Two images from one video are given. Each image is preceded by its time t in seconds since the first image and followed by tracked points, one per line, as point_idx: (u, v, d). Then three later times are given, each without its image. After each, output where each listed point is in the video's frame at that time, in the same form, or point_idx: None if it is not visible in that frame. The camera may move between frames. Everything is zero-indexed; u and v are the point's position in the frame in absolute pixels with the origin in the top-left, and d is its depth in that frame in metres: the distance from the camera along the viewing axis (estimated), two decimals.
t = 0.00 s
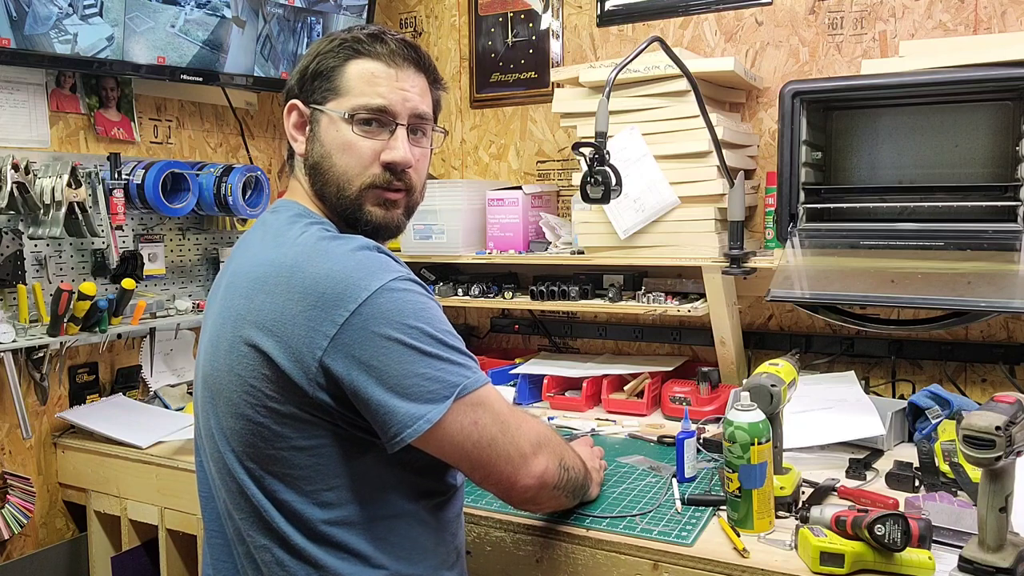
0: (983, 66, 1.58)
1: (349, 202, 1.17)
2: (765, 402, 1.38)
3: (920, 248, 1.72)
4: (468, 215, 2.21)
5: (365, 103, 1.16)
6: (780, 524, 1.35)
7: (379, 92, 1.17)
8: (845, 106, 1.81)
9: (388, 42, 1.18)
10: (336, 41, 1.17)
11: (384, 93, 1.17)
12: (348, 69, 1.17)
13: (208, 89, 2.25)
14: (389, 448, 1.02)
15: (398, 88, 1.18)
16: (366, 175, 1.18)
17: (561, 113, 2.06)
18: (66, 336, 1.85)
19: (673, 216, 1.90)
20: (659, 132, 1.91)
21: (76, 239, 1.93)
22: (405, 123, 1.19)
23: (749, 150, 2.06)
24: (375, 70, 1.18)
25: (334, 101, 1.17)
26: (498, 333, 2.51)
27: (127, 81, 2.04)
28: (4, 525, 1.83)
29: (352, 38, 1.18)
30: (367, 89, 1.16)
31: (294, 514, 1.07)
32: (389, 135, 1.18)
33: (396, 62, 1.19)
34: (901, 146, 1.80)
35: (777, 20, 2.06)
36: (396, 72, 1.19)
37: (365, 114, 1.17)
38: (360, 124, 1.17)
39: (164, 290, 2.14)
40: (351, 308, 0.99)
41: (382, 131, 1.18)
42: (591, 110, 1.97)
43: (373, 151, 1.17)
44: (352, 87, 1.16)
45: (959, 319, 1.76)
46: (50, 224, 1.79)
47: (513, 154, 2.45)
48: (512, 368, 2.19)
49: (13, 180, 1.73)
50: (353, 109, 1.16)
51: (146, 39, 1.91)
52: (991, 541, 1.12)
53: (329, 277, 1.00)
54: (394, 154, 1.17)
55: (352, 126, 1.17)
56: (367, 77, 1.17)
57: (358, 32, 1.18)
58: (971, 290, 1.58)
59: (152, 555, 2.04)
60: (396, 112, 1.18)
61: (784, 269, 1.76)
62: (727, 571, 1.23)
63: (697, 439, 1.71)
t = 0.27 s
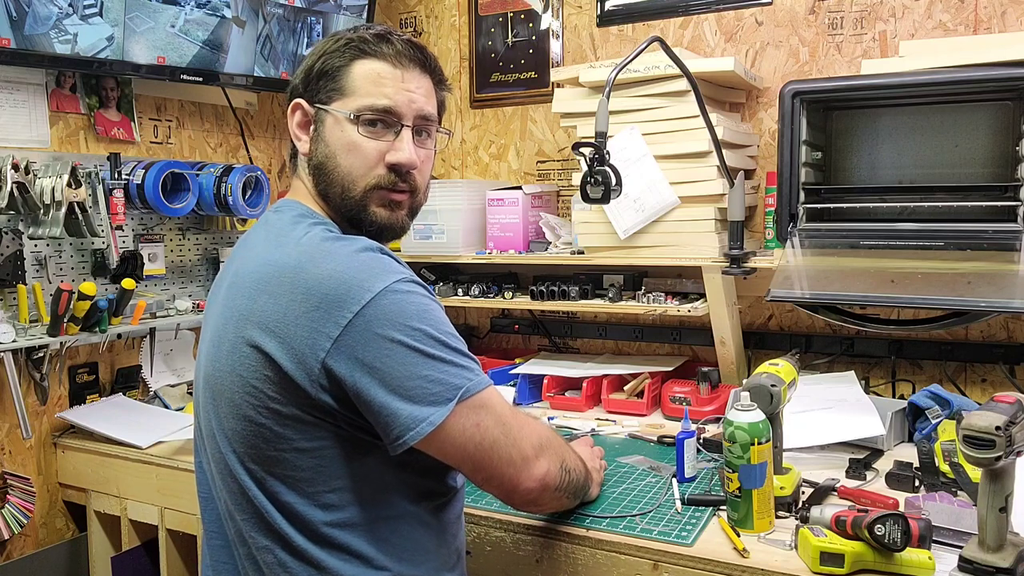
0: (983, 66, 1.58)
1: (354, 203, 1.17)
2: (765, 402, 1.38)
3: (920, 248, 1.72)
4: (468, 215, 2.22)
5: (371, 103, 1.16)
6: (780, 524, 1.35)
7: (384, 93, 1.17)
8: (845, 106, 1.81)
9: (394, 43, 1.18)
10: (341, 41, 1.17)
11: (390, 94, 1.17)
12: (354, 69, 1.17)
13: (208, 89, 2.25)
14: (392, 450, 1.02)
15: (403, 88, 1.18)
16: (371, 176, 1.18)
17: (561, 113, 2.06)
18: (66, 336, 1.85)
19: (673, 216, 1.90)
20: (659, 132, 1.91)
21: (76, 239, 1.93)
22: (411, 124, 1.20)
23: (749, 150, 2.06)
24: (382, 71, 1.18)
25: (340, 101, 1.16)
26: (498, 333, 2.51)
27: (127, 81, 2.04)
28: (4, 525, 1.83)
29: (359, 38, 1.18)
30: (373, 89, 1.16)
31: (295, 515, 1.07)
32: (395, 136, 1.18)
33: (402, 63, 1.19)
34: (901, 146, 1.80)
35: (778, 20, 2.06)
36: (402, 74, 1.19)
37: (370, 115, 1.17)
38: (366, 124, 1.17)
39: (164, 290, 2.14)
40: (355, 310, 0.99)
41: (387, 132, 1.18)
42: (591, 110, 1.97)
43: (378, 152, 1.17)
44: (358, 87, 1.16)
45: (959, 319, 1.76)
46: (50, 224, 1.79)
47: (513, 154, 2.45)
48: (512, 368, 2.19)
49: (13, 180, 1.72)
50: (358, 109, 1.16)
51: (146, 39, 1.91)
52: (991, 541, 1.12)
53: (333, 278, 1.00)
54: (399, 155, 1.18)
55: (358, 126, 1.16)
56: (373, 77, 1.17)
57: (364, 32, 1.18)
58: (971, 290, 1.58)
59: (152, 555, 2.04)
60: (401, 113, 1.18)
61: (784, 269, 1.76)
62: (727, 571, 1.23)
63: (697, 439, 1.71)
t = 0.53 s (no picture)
0: (983, 66, 1.58)
1: (366, 204, 1.17)
2: (765, 402, 1.38)
3: (920, 248, 1.72)
4: (468, 215, 2.22)
5: (384, 103, 1.16)
6: (780, 524, 1.35)
7: (398, 93, 1.16)
8: (845, 106, 1.81)
9: (407, 43, 1.18)
10: (353, 39, 1.16)
11: (403, 94, 1.16)
12: (366, 68, 1.16)
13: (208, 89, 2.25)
14: (406, 453, 1.02)
15: (415, 89, 1.18)
16: (384, 177, 1.17)
17: (561, 113, 2.06)
18: (66, 336, 1.85)
19: (673, 216, 1.90)
20: (658, 132, 1.91)
21: (76, 239, 1.93)
22: (423, 124, 1.19)
23: (749, 150, 2.06)
24: (394, 70, 1.17)
25: (352, 100, 1.16)
26: (498, 333, 2.51)
27: (127, 81, 2.04)
28: (4, 525, 1.83)
29: (370, 37, 1.17)
30: (386, 89, 1.16)
31: (297, 515, 1.07)
32: (408, 137, 1.18)
33: (415, 63, 1.18)
34: (901, 146, 1.80)
35: (777, 20, 2.06)
36: (414, 73, 1.18)
37: (383, 115, 1.16)
38: (379, 124, 1.16)
39: (164, 290, 2.14)
40: (369, 312, 0.99)
41: (400, 132, 1.17)
42: (591, 110, 1.97)
43: (391, 153, 1.17)
44: (370, 87, 1.16)
45: (959, 319, 1.76)
46: (50, 224, 1.79)
47: (513, 154, 2.45)
48: (512, 368, 2.19)
49: (13, 180, 1.72)
50: (371, 109, 1.16)
51: (147, 39, 1.91)
52: (990, 542, 1.12)
53: (346, 280, 1.00)
54: (412, 156, 1.18)
55: (371, 127, 1.16)
56: (386, 77, 1.16)
57: (376, 31, 1.17)
58: (971, 290, 1.58)
59: (152, 555, 2.03)
60: (414, 114, 1.18)
61: (784, 269, 1.76)
62: (727, 571, 1.23)
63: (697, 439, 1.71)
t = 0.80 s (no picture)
0: (984, 66, 1.58)
1: (373, 209, 1.17)
2: (765, 402, 1.38)
3: (920, 248, 1.72)
4: (468, 215, 2.22)
5: (397, 109, 1.15)
6: (780, 524, 1.35)
7: (411, 99, 1.16)
8: (845, 106, 1.81)
9: (423, 48, 1.17)
10: (369, 41, 1.16)
11: (416, 99, 1.16)
12: (380, 72, 1.16)
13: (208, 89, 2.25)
14: (407, 465, 1.02)
15: (429, 95, 1.18)
16: (393, 182, 1.17)
17: (561, 114, 2.06)
18: (66, 336, 1.85)
19: (673, 216, 1.90)
20: (658, 132, 1.91)
21: (76, 239, 1.93)
22: (435, 131, 1.19)
23: (749, 150, 2.06)
24: (408, 74, 1.16)
25: (364, 103, 1.15)
26: (498, 333, 2.51)
27: (127, 81, 2.04)
28: (5, 525, 1.83)
29: (386, 40, 1.16)
30: (399, 94, 1.16)
31: (299, 516, 1.07)
32: (419, 144, 1.18)
33: (430, 68, 1.18)
34: (901, 147, 1.80)
35: (777, 20, 2.06)
36: (428, 78, 1.18)
37: (395, 121, 1.16)
38: (390, 130, 1.16)
39: (164, 290, 2.14)
40: (375, 323, 0.98)
41: (411, 138, 1.17)
42: (591, 111, 1.97)
43: (401, 158, 1.17)
44: (384, 91, 1.15)
45: (959, 319, 1.76)
46: (50, 224, 1.80)
47: (514, 154, 2.45)
48: (512, 369, 2.19)
49: (13, 180, 1.72)
50: (384, 114, 1.15)
51: (147, 39, 1.91)
52: (990, 541, 1.12)
53: (353, 288, 0.99)
54: (423, 163, 1.17)
55: (382, 131, 1.16)
56: (399, 81, 1.16)
57: (392, 35, 1.17)
58: (971, 290, 1.58)
59: (152, 555, 2.04)
60: (426, 120, 1.18)
61: (784, 269, 1.76)
62: (726, 570, 1.23)
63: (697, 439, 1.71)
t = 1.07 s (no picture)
0: (983, 66, 1.58)
1: (377, 212, 1.17)
2: (765, 402, 1.38)
3: (920, 248, 1.71)
4: (468, 215, 2.22)
5: (402, 111, 1.15)
6: (780, 524, 1.35)
7: (417, 101, 1.16)
8: (845, 105, 1.81)
9: (430, 50, 1.17)
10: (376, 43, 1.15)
11: (421, 102, 1.16)
12: (386, 73, 1.15)
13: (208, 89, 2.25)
14: (408, 467, 1.02)
15: (435, 97, 1.18)
16: (398, 185, 1.17)
17: (561, 114, 2.06)
18: (66, 336, 1.85)
19: (673, 216, 1.90)
20: (658, 132, 1.91)
21: (76, 239, 1.93)
22: (440, 134, 1.19)
23: (749, 150, 2.06)
24: (414, 77, 1.16)
25: (369, 105, 1.15)
26: (498, 334, 2.51)
27: (127, 81, 2.04)
28: (5, 525, 1.83)
29: (393, 42, 1.16)
30: (405, 96, 1.15)
31: (299, 517, 1.06)
32: (424, 147, 1.17)
33: (436, 70, 1.18)
34: (901, 147, 1.80)
35: (777, 20, 2.06)
36: (434, 81, 1.18)
37: (401, 123, 1.16)
38: (395, 132, 1.16)
39: (164, 290, 2.14)
40: (377, 325, 0.98)
41: (416, 141, 1.17)
42: (591, 111, 1.97)
43: (406, 161, 1.17)
44: (389, 93, 1.15)
45: (959, 319, 1.76)
46: (50, 224, 1.80)
47: (514, 154, 2.45)
48: (512, 369, 2.19)
49: (13, 180, 1.73)
50: (389, 117, 1.15)
51: (147, 39, 1.91)
52: (991, 541, 1.12)
53: (356, 291, 0.99)
54: (427, 167, 1.18)
55: (387, 133, 1.15)
56: (405, 84, 1.16)
57: (399, 36, 1.16)
58: (971, 289, 1.58)
59: (152, 554, 2.04)
60: (432, 123, 1.18)
61: (784, 269, 1.76)
62: (727, 571, 1.23)
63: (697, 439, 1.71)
